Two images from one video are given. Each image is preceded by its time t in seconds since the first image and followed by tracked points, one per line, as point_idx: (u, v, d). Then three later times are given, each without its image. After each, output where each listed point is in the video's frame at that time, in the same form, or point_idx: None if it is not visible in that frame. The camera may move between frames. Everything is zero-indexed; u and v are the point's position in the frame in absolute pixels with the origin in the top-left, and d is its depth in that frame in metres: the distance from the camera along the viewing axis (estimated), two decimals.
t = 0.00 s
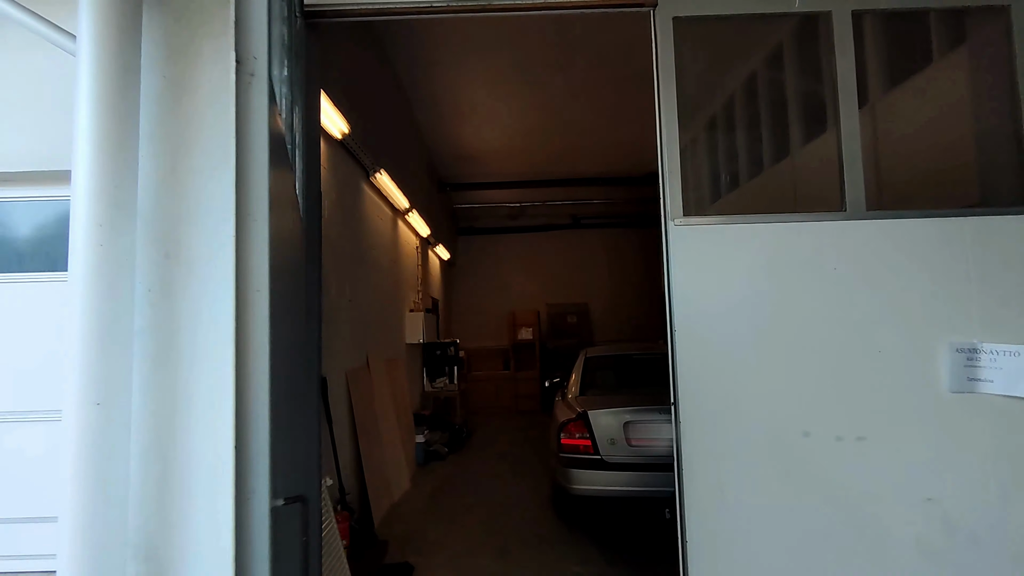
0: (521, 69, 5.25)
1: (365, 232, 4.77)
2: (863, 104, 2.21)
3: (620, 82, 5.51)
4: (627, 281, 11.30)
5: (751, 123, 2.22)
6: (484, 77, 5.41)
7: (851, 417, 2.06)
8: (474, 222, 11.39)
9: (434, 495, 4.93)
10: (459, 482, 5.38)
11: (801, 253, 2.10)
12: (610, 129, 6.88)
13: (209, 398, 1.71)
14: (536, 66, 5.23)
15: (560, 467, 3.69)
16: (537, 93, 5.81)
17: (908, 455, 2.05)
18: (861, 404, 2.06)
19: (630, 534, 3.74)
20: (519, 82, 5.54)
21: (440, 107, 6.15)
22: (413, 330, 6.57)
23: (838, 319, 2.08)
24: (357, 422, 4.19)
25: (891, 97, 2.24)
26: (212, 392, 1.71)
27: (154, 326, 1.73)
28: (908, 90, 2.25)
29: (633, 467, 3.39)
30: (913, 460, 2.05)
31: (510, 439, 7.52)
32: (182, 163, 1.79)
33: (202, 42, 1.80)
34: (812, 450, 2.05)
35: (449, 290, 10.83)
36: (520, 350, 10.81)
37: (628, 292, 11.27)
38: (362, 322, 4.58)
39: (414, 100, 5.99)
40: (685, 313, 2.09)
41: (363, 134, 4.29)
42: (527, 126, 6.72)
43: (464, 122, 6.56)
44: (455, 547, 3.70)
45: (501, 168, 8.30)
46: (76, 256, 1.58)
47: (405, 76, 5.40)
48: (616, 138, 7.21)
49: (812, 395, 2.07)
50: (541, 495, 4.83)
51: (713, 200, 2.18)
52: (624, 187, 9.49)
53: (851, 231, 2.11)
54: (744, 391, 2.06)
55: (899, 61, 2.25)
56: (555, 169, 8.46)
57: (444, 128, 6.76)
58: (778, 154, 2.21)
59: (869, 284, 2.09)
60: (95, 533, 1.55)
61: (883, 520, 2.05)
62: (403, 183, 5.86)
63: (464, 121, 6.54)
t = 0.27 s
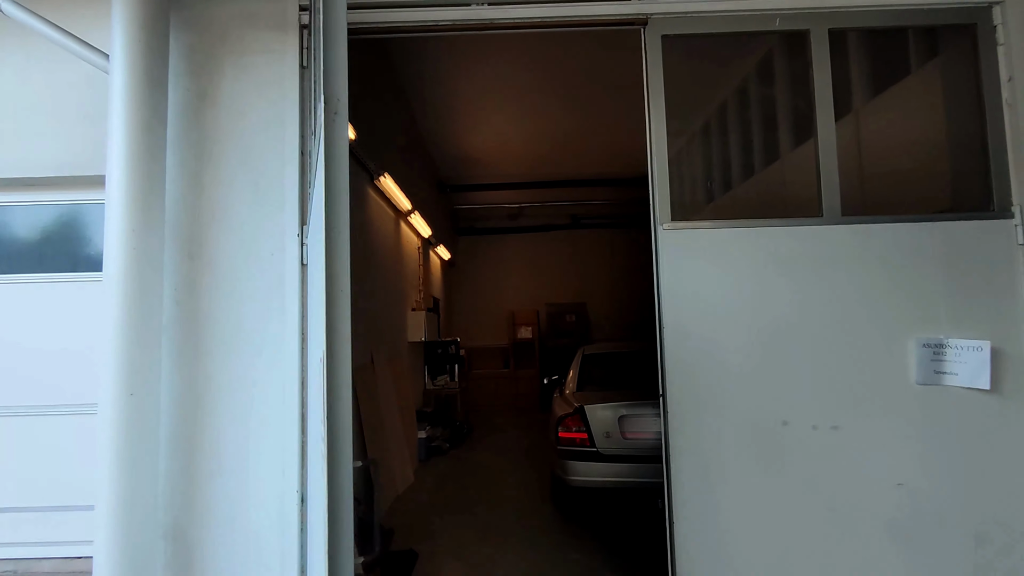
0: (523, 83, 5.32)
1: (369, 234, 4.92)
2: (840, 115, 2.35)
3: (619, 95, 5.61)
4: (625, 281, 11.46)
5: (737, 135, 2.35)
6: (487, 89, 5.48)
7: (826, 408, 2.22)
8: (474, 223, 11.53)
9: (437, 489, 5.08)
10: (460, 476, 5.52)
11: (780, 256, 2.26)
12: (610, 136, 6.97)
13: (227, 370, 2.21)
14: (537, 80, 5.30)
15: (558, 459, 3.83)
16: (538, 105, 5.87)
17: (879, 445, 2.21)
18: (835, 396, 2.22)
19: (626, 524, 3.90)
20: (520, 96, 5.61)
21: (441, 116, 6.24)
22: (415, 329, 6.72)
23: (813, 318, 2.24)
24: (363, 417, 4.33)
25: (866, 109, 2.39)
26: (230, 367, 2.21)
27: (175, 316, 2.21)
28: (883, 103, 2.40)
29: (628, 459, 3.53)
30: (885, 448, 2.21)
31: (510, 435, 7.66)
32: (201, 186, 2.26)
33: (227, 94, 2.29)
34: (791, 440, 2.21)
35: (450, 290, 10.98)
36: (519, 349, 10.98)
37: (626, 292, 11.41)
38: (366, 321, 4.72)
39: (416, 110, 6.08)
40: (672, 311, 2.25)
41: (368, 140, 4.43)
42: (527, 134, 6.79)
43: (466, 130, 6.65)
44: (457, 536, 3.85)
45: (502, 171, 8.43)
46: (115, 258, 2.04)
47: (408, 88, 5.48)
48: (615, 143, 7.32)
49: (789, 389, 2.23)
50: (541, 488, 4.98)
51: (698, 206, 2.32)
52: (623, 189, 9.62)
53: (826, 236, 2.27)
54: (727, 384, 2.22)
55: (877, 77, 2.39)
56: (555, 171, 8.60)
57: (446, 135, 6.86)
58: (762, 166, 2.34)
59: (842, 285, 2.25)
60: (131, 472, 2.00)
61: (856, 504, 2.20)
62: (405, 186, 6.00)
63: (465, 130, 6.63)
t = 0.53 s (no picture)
0: (521, 99, 5.36)
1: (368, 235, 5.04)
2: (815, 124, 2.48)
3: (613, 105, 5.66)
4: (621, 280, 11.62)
5: (719, 144, 2.49)
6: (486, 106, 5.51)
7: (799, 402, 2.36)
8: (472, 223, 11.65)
9: (435, 482, 5.22)
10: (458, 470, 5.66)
11: (755, 259, 2.41)
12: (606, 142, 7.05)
13: (236, 364, 2.36)
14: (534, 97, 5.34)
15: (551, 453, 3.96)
16: (536, 118, 5.90)
17: (850, 436, 2.35)
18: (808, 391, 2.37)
19: (615, 515, 4.04)
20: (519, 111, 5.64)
21: (440, 128, 6.28)
22: (414, 328, 6.86)
23: (788, 316, 2.39)
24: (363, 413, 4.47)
25: (843, 117, 2.51)
26: (239, 361, 2.36)
27: (188, 313, 2.36)
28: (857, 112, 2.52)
29: (618, 453, 3.67)
30: (853, 440, 2.35)
31: (507, 431, 7.81)
32: (212, 192, 2.42)
33: (236, 107, 2.46)
34: (766, 431, 2.35)
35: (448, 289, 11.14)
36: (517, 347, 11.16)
37: (622, 291, 11.54)
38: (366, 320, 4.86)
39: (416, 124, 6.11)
40: (654, 311, 2.40)
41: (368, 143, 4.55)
42: (526, 142, 6.84)
43: (465, 140, 6.70)
44: (454, 527, 3.99)
45: (499, 173, 8.54)
46: (133, 258, 2.19)
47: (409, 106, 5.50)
48: (612, 149, 7.40)
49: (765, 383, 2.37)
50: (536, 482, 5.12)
51: (682, 210, 2.45)
52: (619, 189, 9.73)
53: (799, 240, 2.41)
54: (706, 380, 2.37)
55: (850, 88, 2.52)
56: (552, 173, 8.70)
57: (445, 144, 6.93)
58: (744, 173, 2.48)
59: (814, 288, 2.40)
60: (148, 457, 2.15)
61: (828, 493, 2.34)
62: (404, 188, 6.13)
63: (464, 139, 6.68)
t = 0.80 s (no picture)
0: (519, 104, 5.48)
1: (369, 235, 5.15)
2: (796, 130, 2.60)
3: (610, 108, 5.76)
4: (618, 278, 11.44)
5: (706, 150, 2.61)
6: (484, 109, 5.62)
7: (781, 396, 2.49)
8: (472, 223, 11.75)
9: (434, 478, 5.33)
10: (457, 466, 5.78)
11: (740, 259, 2.53)
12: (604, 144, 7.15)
13: (245, 360, 2.47)
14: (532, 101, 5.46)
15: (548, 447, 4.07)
16: (534, 120, 6.00)
17: (830, 429, 2.46)
18: (790, 385, 2.49)
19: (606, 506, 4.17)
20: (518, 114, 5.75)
21: (440, 131, 6.38)
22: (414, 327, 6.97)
23: (772, 315, 2.52)
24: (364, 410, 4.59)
25: (823, 124, 2.62)
26: (248, 358, 2.48)
27: (200, 312, 2.48)
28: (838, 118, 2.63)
29: (612, 446, 3.79)
30: (832, 431, 2.47)
31: (506, 428, 7.91)
32: (223, 197, 2.54)
33: (245, 114, 2.58)
34: (750, 424, 2.47)
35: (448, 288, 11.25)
36: (516, 345, 11.27)
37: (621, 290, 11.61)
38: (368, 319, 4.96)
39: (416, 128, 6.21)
40: (643, 308, 2.51)
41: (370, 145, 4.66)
42: (524, 143, 6.93)
43: (464, 142, 6.80)
44: (452, 520, 4.12)
45: (499, 174, 8.62)
46: (150, 261, 2.32)
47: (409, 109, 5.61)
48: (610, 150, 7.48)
49: (749, 378, 2.49)
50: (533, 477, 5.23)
51: (670, 212, 2.56)
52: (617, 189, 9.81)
53: (782, 241, 2.54)
54: (692, 374, 2.49)
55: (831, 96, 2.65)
56: (551, 174, 8.78)
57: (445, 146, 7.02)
58: (730, 177, 2.60)
59: (795, 287, 2.52)
60: (163, 450, 2.27)
61: (808, 482, 2.45)
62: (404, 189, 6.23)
63: (464, 141, 6.78)
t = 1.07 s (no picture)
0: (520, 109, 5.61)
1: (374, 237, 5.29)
2: (784, 138, 2.73)
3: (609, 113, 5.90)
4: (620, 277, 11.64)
5: (700, 155, 2.72)
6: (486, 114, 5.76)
7: (771, 391, 2.62)
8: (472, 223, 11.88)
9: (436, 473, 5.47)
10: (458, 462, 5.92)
11: (731, 262, 2.67)
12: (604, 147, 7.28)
13: (260, 358, 2.61)
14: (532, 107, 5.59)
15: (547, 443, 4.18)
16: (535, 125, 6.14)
17: (816, 423, 2.60)
18: (779, 381, 2.62)
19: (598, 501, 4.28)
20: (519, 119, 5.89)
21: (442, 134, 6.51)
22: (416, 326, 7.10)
23: (762, 315, 2.65)
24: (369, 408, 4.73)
25: (812, 132, 2.75)
26: (264, 355, 2.61)
27: (218, 312, 2.62)
28: (825, 126, 2.76)
29: (610, 441, 3.91)
30: (818, 425, 2.60)
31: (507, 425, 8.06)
32: (240, 202, 2.67)
33: (259, 124, 2.71)
34: (740, 418, 2.61)
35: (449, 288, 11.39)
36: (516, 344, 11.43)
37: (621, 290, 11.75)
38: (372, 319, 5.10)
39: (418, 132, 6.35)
40: (638, 309, 2.65)
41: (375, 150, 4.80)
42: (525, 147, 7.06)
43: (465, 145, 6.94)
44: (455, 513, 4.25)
45: (499, 176, 8.75)
46: (171, 266, 2.45)
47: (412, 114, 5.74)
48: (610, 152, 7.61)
49: (739, 375, 2.63)
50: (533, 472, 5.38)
51: (664, 217, 2.69)
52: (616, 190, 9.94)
53: (770, 245, 2.67)
54: (685, 371, 2.63)
55: (819, 104, 2.77)
56: (550, 176, 8.92)
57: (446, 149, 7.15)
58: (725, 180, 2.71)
59: (783, 288, 2.65)
60: (184, 442, 2.41)
61: (794, 473, 2.59)
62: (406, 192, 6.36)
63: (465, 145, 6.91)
